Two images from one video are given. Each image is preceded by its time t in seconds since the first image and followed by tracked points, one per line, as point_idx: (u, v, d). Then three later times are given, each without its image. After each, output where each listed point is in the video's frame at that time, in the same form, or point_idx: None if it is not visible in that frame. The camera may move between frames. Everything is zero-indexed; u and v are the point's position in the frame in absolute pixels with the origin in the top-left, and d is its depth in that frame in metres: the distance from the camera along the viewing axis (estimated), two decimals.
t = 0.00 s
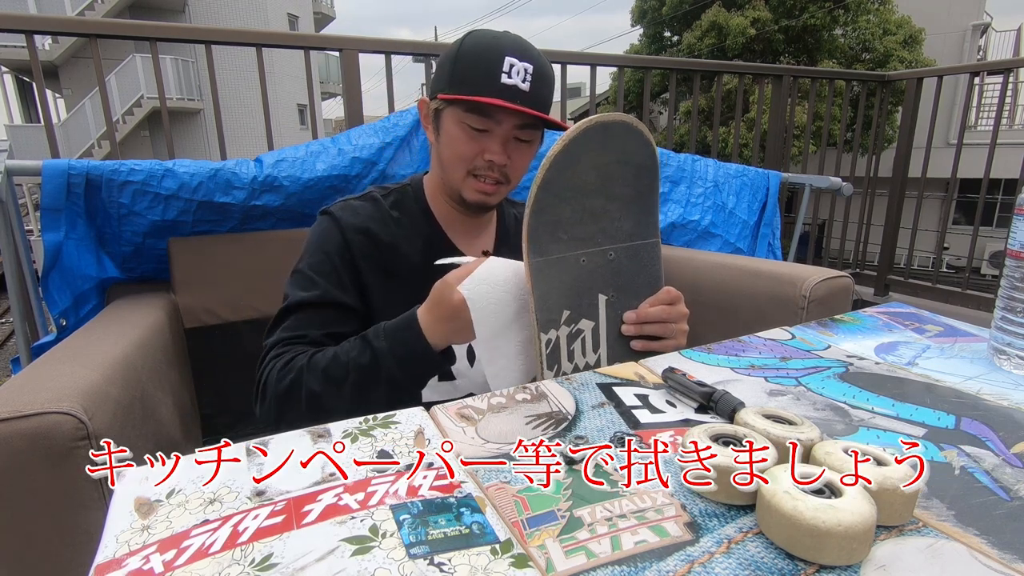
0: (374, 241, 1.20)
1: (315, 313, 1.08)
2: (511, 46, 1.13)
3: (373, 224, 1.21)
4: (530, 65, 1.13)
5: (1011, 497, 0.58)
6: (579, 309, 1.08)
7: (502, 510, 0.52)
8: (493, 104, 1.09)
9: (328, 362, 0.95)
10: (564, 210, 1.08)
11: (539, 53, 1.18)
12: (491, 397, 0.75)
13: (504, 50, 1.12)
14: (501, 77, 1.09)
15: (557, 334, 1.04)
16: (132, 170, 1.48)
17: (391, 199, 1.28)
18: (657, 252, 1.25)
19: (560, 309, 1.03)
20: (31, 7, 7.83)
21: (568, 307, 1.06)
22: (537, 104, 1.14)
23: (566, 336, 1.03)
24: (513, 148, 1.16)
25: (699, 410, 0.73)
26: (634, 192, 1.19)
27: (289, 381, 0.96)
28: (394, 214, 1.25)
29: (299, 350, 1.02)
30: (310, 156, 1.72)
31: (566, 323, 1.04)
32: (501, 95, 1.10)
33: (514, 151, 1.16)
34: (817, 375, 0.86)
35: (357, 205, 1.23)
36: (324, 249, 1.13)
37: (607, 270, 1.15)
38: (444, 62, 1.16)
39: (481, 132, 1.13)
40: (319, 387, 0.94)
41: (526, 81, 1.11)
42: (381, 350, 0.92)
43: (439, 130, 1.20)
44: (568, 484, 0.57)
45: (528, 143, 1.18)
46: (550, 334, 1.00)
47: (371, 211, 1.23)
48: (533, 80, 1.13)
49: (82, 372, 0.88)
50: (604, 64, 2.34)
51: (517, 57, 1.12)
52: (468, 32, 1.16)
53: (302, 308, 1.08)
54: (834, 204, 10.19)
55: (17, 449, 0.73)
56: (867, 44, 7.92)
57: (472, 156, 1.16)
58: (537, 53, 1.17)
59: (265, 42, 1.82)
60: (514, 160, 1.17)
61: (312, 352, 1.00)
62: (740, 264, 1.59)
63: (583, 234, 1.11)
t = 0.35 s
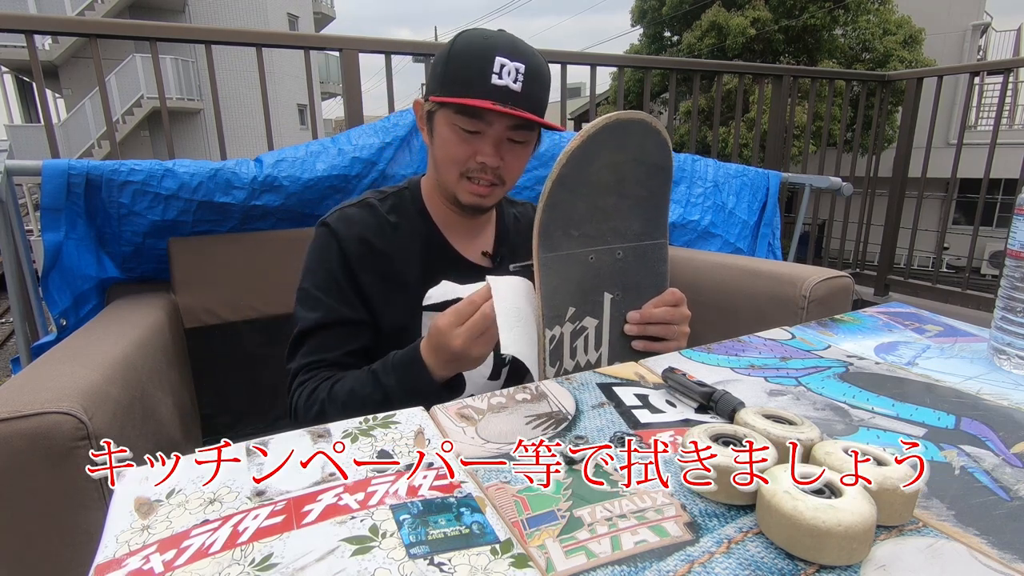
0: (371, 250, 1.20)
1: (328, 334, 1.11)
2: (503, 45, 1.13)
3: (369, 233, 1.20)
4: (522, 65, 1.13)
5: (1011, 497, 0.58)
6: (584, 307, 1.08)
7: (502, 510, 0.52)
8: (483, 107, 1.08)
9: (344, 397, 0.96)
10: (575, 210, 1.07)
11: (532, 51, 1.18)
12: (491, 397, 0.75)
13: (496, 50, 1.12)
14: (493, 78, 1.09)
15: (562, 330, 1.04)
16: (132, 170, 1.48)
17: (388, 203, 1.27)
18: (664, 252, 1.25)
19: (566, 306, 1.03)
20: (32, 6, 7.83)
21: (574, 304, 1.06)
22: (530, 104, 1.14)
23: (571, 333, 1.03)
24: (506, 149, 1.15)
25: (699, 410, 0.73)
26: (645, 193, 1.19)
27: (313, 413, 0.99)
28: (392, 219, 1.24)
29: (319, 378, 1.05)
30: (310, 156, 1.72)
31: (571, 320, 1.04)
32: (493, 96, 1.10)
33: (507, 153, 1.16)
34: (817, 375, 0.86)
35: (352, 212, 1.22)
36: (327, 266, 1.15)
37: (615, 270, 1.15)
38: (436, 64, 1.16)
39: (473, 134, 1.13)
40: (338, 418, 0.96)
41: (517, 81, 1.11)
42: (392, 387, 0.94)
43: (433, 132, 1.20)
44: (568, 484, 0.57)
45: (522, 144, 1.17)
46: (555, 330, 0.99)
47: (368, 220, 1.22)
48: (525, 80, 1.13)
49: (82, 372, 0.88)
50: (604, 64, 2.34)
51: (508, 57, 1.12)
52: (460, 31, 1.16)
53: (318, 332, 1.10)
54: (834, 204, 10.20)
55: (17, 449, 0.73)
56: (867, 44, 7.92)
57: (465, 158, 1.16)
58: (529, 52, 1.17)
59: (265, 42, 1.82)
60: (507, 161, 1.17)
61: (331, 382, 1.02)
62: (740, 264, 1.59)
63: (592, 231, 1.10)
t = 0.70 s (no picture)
0: (371, 251, 1.20)
1: (332, 333, 1.11)
2: (501, 46, 1.13)
3: (369, 234, 1.20)
4: (522, 65, 1.14)
5: (1011, 497, 0.58)
6: (594, 303, 1.09)
7: (502, 510, 0.52)
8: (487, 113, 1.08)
9: (352, 391, 0.97)
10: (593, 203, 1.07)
11: (528, 47, 1.18)
12: (491, 397, 0.75)
13: (495, 51, 1.12)
14: (494, 81, 1.10)
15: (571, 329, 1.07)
16: (132, 170, 1.48)
17: (388, 205, 1.28)
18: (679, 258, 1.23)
19: (575, 300, 1.05)
20: (31, 6, 7.82)
21: (584, 299, 1.07)
22: (531, 105, 1.16)
23: (576, 328, 1.05)
24: (511, 150, 1.15)
25: (699, 410, 0.74)
26: (668, 196, 1.16)
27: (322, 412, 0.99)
28: (392, 220, 1.24)
29: (325, 378, 1.05)
30: (311, 156, 1.72)
31: (579, 315, 1.06)
32: (495, 100, 1.10)
33: (512, 153, 1.16)
34: (817, 375, 0.86)
35: (353, 213, 1.22)
36: (329, 267, 1.15)
37: (627, 270, 1.14)
38: (433, 69, 1.15)
39: (477, 139, 1.13)
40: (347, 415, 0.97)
41: (519, 83, 1.12)
42: (397, 372, 0.95)
43: (433, 138, 1.19)
44: (568, 483, 0.57)
45: (525, 143, 1.17)
46: (561, 323, 1.02)
47: (368, 220, 1.22)
48: (526, 81, 1.14)
49: (82, 372, 0.88)
50: (604, 64, 2.34)
51: (507, 58, 1.13)
52: (455, 31, 1.15)
53: (320, 333, 1.10)
54: (834, 204, 10.20)
55: (17, 449, 0.73)
56: (867, 44, 7.92)
57: (470, 163, 1.15)
58: (526, 50, 1.17)
59: (265, 42, 1.82)
60: (512, 162, 1.17)
61: (337, 379, 1.02)
62: (740, 264, 1.59)
63: (608, 228, 1.10)
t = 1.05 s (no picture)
0: (366, 252, 1.20)
1: (333, 334, 1.11)
2: (484, 44, 1.12)
3: (365, 236, 1.20)
4: (506, 62, 1.13)
5: (1011, 497, 0.58)
6: (594, 300, 1.12)
7: (502, 510, 0.52)
8: (473, 114, 1.08)
9: (356, 387, 0.96)
10: (601, 199, 1.08)
11: (514, 45, 1.18)
12: (491, 397, 0.75)
13: (478, 50, 1.12)
14: (478, 80, 1.09)
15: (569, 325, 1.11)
16: (132, 170, 1.48)
17: (383, 207, 1.28)
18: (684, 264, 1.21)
19: (574, 295, 1.09)
20: (31, 6, 7.82)
21: (584, 295, 1.11)
22: (518, 101, 1.15)
23: (573, 322, 1.09)
24: (500, 150, 1.15)
25: (699, 410, 0.74)
26: (678, 200, 1.15)
27: (327, 411, 0.98)
28: (387, 222, 1.25)
29: (328, 378, 1.05)
30: (310, 156, 1.72)
31: (577, 311, 1.10)
32: (481, 99, 1.10)
33: (502, 152, 1.15)
34: (817, 375, 0.86)
35: (348, 215, 1.22)
36: (324, 269, 1.14)
37: (629, 270, 1.15)
38: (417, 72, 1.15)
39: (465, 140, 1.12)
40: (352, 412, 0.96)
41: (504, 80, 1.12)
42: (401, 365, 0.94)
43: (422, 141, 1.19)
44: (568, 484, 0.57)
45: (514, 141, 1.17)
46: (559, 317, 1.08)
47: (364, 221, 1.22)
48: (511, 77, 1.13)
49: (82, 371, 0.88)
50: (604, 64, 2.34)
51: (492, 56, 1.12)
52: (438, 32, 1.15)
53: (321, 333, 1.10)
54: (834, 204, 10.21)
55: (17, 449, 0.73)
56: (867, 44, 7.92)
57: (460, 165, 1.15)
58: (510, 46, 1.16)
59: (265, 42, 1.82)
60: (502, 161, 1.17)
61: (341, 377, 1.02)
62: (740, 264, 1.59)
63: (614, 226, 1.11)
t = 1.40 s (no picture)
0: (366, 252, 1.20)
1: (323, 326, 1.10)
2: (488, 46, 1.12)
3: (364, 235, 1.20)
4: (509, 64, 1.13)
5: (1011, 497, 0.58)
6: (588, 316, 1.10)
7: (502, 510, 0.52)
8: (474, 115, 1.08)
9: (344, 374, 0.97)
10: (588, 215, 1.07)
11: (517, 45, 1.17)
12: (491, 397, 0.75)
13: (481, 51, 1.12)
14: (481, 81, 1.09)
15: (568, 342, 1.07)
16: (132, 170, 1.48)
17: (382, 206, 1.28)
18: (676, 266, 1.24)
19: (570, 314, 1.05)
20: (31, 6, 7.81)
21: (579, 312, 1.08)
22: (520, 104, 1.15)
23: (573, 341, 1.05)
24: (501, 152, 1.15)
25: (699, 410, 0.74)
26: (662, 204, 1.18)
27: (310, 398, 0.99)
28: (387, 222, 1.25)
29: (316, 367, 1.04)
30: (310, 156, 1.72)
31: (574, 328, 1.06)
32: (484, 100, 1.10)
33: (502, 155, 1.16)
34: (817, 375, 0.86)
35: (348, 215, 1.22)
36: (322, 266, 1.14)
37: (623, 279, 1.16)
38: (421, 71, 1.15)
39: (466, 141, 1.12)
40: (337, 398, 0.97)
41: (507, 82, 1.12)
42: (391, 350, 0.95)
43: (423, 141, 1.19)
44: (568, 484, 0.57)
45: (515, 144, 1.17)
46: (556, 337, 1.03)
47: (363, 221, 1.22)
48: (514, 80, 1.13)
49: (82, 372, 0.88)
50: (604, 64, 2.34)
51: (495, 58, 1.12)
52: (442, 32, 1.15)
53: (311, 323, 1.09)
54: (834, 204, 10.21)
55: (18, 448, 0.73)
56: (867, 44, 7.92)
57: (460, 166, 1.15)
58: (514, 48, 1.16)
59: (265, 42, 1.82)
60: (503, 163, 1.17)
61: (328, 366, 1.03)
62: (740, 264, 1.59)
63: (606, 231, 1.12)
